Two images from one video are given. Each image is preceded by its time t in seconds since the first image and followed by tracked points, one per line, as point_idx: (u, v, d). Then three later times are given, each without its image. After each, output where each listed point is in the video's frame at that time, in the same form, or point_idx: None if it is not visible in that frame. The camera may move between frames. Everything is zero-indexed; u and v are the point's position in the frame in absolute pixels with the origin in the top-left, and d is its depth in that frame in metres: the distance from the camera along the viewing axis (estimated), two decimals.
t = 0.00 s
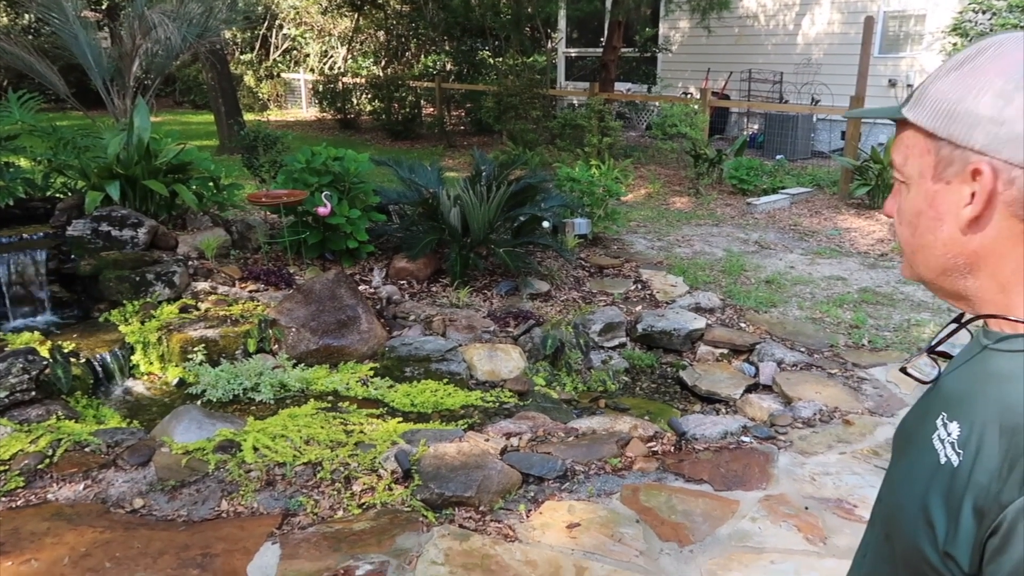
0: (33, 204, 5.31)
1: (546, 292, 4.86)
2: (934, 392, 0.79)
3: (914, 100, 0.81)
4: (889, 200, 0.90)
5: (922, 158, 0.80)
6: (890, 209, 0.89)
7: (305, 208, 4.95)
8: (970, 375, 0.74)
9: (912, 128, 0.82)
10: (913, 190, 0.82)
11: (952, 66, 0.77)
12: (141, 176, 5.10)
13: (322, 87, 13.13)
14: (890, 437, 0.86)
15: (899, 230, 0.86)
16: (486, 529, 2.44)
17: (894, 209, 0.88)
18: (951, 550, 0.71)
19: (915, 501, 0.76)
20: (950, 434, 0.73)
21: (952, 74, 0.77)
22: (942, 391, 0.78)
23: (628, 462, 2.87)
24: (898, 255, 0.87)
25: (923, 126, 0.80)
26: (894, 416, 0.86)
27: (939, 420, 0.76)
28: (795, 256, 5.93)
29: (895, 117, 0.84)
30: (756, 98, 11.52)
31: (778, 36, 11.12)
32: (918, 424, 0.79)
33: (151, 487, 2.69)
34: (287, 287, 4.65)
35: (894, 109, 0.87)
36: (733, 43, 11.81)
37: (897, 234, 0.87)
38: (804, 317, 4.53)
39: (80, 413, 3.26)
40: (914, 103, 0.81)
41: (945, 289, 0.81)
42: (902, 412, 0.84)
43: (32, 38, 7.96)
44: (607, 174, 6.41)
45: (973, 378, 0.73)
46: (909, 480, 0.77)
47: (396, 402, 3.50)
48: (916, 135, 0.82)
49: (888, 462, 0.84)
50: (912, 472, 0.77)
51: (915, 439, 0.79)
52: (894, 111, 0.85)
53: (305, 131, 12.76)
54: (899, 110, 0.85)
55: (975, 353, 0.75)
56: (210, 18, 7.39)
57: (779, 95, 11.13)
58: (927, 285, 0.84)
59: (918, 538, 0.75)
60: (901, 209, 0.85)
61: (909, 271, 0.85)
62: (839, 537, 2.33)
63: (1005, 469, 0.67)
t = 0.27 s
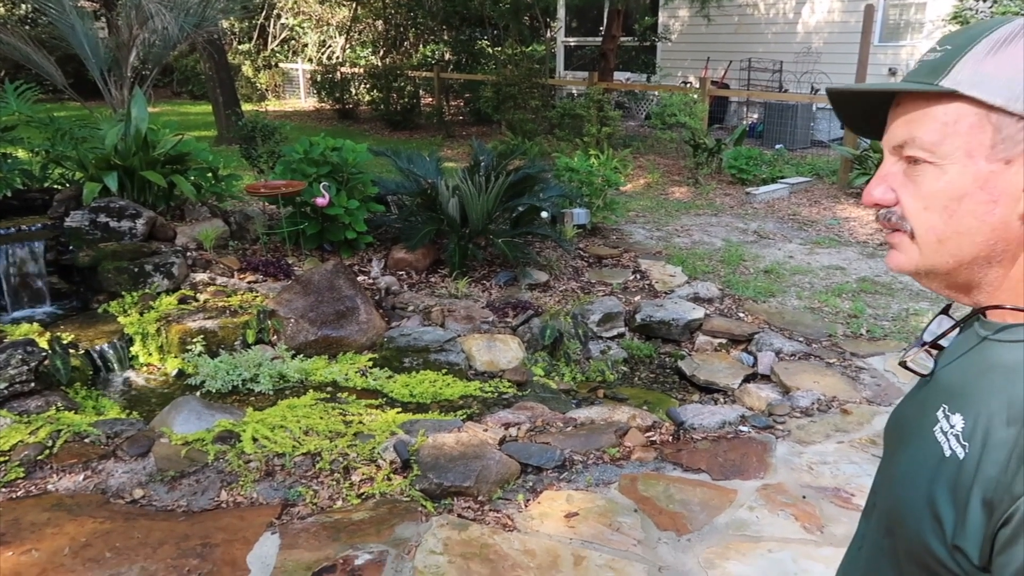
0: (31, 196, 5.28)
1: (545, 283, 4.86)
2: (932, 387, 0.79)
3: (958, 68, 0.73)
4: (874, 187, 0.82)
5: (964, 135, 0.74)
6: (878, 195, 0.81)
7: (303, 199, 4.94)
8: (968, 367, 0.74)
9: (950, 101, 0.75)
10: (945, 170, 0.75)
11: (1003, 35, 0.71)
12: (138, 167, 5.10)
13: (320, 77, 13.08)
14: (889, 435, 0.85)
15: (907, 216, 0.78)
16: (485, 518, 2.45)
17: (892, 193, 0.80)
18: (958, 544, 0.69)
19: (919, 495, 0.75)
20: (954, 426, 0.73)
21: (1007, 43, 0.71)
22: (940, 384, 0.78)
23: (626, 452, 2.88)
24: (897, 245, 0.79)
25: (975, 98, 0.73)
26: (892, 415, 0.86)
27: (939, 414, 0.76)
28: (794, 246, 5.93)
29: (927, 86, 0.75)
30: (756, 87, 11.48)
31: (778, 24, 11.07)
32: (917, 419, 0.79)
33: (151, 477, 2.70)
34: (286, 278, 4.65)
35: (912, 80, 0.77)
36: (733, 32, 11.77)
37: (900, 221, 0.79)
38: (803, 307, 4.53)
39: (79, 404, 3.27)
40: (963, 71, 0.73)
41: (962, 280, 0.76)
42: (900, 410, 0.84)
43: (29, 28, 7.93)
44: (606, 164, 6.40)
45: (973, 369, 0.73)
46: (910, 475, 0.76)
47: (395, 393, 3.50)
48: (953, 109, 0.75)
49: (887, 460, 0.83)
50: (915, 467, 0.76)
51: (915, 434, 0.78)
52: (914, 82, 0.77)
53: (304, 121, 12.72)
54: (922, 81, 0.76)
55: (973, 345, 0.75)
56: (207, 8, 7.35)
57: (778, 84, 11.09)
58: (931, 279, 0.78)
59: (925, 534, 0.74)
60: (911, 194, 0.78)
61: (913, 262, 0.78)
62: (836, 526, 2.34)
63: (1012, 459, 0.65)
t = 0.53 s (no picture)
0: (28, 195, 5.27)
1: (543, 281, 4.86)
2: (921, 385, 0.80)
3: (968, 63, 0.73)
4: (872, 186, 0.83)
5: (974, 131, 0.74)
6: (879, 195, 0.81)
7: (302, 197, 4.94)
8: (958, 365, 0.75)
9: (959, 97, 0.75)
10: (954, 167, 0.76)
11: (1009, 30, 0.72)
12: (136, 165, 5.10)
13: (318, 75, 13.05)
14: (880, 434, 0.86)
15: (911, 215, 0.78)
16: (483, 516, 2.46)
17: (892, 191, 0.80)
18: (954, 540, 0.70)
19: (912, 493, 0.75)
20: (946, 424, 0.73)
21: (1015, 40, 0.72)
22: (929, 383, 0.79)
23: (624, 450, 2.89)
24: (898, 244, 0.79)
25: (986, 94, 0.74)
26: (881, 416, 0.88)
27: (929, 412, 0.77)
28: (792, 244, 5.94)
29: (936, 81, 0.75)
30: (754, 85, 11.47)
31: (776, 22, 11.07)
32: (908, 419, 0.80)
33: (149, 475, 2.70)
34: (284, 277, 4.65)
35: (920, 72, 0.77)
36: (731, 30, 11.77)
37: (902, 220, 0.79)
38: (800, 305, 4.54)
39: (77, 403, 3.27)
40: (973, 66, 0.73)
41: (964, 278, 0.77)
42: (890, 410, 0.85)
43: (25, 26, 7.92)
44: (604, 163, 6.40)
45: (962, 367, 0.75)
46: (903, 473, 0.77)
47: (393, 391, 3.51)
48: (962, 105, 0.75)
49: (878, 460, 0.84)
50: (907, 464, 0.77)
51: (907, 432, 0.79)
52: (919, 77, 0.77)
53: (301, 119, 12.70)
54: (927, 75, 0.76)
55: (965, 343, 0.76)
56: (204, 6, 7.33)
57: (777, 82, 11.08)
58: (932, 278, 0.79)
59: (920, 531, 0.74)
60: (915, 193, 0.78)
61: (915, 262, 0.78)
62: (832, 522, 2.36)
63: (1006, 454, 0.66)
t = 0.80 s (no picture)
0: (30, 200, 5.25)
1: (543, 286, 4.87)
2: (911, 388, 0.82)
3: (952, 73, 0.74)
4: (860, 193, 0.84)
5: (960, 139, 0.76)
6: (867, 203, 0.83)
7: (303, 203, 4.96)
8: (947, 367, 0.77)
9: (945, 106, 0.76)
10: (941, 176, 0.77)
11: (990, 38, 0.73)
12: (138, 170, 5.11)
13: (319, 81, 13.08)
14: (871, 437, 0.87)
15: (899, 222, 0.80)
16: (482, 521, 2.46)
17: (881, 199, 0.82)
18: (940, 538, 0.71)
19: (901, 491, 0.76)
20: (935, 425, 0.74)
21: (996, 48, 0.73)
22: (918, 385, 0.81)
23: (623, 455, 2.89)
24: (887, 251, 0.80)
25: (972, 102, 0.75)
26: (871, 418, 0.89)
27: (917, 413, 0.78)
28: (792, 249, 5.95)
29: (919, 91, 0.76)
30: (755, 91, 11.49)
31: (777, 28, 11.10)
32: (898, 421, 0.81)
33: (150, 480, 2.71)
34: (285, 282, 4.67)
35: (908, 83, 0.78)
36: (731, 36, 11.81)
37: (890, 228, 0.80)
38: (800, 310, 4.55)
39: (78, 407, 3.27)
40: (958, 76, 0.74)
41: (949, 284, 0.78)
42: (880, 411, 0.86)
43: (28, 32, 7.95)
44: (605, 168, 6.41)
45: (949, 370, 0.76)
46: (893, 473, 0.78)
47: (393, 396, 3.52)
48: (948, 115, 0.77)
49: (868, 463, 0.85)
50: (896, 464, 0.78)
51: (897, 434, 0.81)
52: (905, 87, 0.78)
53: (303, 125, 12.74)
54: (912, 85, 0.78)
55: (954, 346, 0.77)
56: (207, 12, 7.34)
57: (777, 88, 11.10)
58: (920, 284, 0.80)
59: (908, 531, 0.75)
60: (902, 200, 0.79)
61: (902, 269, 0.79)
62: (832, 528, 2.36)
63: (994, 453, 0.66)
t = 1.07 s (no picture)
0: (36, 205, 5.33)
1: (546, 292, 4.88)
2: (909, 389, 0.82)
3: (949, 80, 0.75)
4: (859, 198, 0.84)
5: (956, 148, 0.76)
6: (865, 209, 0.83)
7: (307, 208, 4.98)
8: (946, 369, 0.77)
9: (942, 114, 0.77)
10: (935, 183, 0.78)
11: (987, 48, 0.74)
12: (143, 176, 5.13)
13: (323, 87, 13.13)
14: (868, 437, 0.87)
15: (894, 228, 0.80)
16: (485, 526, 2.46)
17: (879, 205, 0.82)
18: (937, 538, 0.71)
19: (898, 491, 0.76)
20: (932, 427, 0.75)
21: (994, 57, 0.73)
22: (917, 386, 0.81)
23: (626, 461, 2.89)
24: (884, 256, 0.81)
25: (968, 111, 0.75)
26: (870, 418, 0.89)
27: (914, 414, 0.78)
28: (796, 256, 5.95)
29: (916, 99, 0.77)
30: (758, 98, 11.51)
31: (780, 35, 11.12)
32: (897, 421, 0.81)
33: (153, 485, 2.71)
34: (289, 287, 4.68)
35: (905, 90, 0.79)
36: (734, 43, 11.85)
37: (886, 233, 0.81)
38: (803, 316, 4.55)
39: (82, 412, 3.28)
40: (955, 83, 0.75)
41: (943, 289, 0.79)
42: (878, 411, 0.87)
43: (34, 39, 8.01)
44: (608, 174, 6.42)
45: (948, 371, 0.76)
46: (890, 474, 0.78)
47: (396, 401, 3.52)
48: (944, 123, 0.77)
49: (866, 462, 0.85)
50: (893, 465, 0.78)
51: (894, 434, 0.81)
52: (902, 94, 0.79)
53: (307, 131, 12.79)
54: (910, 92, 0.78)
55: (954, 348, 0.77)
56: (212, 19, 7.39)
57: (780, 95, 11.11)
58: (916, 289, 0.81)
59: (904, 532, 0.75)
60: (898, 206, 0.80)
61: (897, 274, 0.80)
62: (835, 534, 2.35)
63: (990, 455, 0.67)
